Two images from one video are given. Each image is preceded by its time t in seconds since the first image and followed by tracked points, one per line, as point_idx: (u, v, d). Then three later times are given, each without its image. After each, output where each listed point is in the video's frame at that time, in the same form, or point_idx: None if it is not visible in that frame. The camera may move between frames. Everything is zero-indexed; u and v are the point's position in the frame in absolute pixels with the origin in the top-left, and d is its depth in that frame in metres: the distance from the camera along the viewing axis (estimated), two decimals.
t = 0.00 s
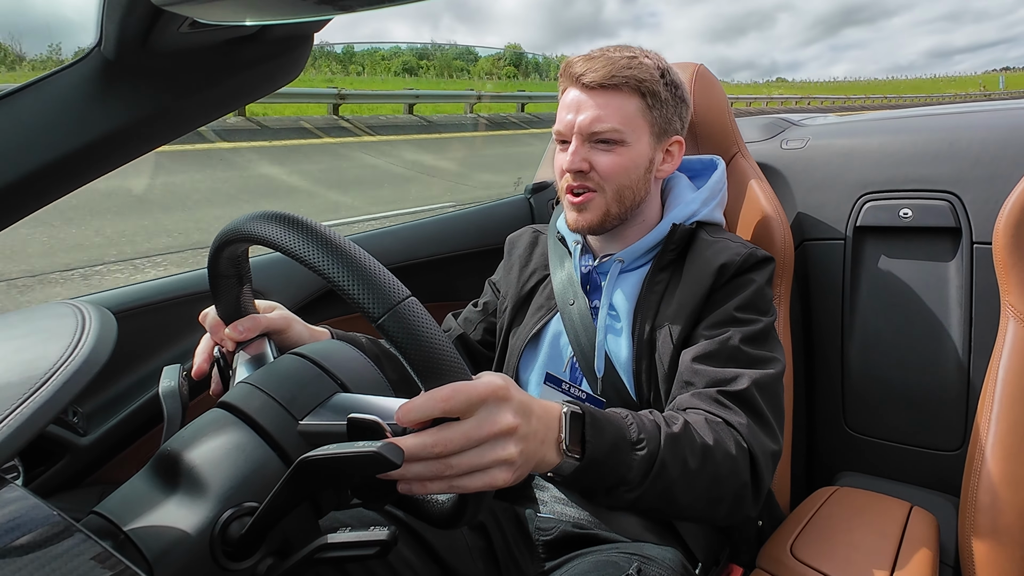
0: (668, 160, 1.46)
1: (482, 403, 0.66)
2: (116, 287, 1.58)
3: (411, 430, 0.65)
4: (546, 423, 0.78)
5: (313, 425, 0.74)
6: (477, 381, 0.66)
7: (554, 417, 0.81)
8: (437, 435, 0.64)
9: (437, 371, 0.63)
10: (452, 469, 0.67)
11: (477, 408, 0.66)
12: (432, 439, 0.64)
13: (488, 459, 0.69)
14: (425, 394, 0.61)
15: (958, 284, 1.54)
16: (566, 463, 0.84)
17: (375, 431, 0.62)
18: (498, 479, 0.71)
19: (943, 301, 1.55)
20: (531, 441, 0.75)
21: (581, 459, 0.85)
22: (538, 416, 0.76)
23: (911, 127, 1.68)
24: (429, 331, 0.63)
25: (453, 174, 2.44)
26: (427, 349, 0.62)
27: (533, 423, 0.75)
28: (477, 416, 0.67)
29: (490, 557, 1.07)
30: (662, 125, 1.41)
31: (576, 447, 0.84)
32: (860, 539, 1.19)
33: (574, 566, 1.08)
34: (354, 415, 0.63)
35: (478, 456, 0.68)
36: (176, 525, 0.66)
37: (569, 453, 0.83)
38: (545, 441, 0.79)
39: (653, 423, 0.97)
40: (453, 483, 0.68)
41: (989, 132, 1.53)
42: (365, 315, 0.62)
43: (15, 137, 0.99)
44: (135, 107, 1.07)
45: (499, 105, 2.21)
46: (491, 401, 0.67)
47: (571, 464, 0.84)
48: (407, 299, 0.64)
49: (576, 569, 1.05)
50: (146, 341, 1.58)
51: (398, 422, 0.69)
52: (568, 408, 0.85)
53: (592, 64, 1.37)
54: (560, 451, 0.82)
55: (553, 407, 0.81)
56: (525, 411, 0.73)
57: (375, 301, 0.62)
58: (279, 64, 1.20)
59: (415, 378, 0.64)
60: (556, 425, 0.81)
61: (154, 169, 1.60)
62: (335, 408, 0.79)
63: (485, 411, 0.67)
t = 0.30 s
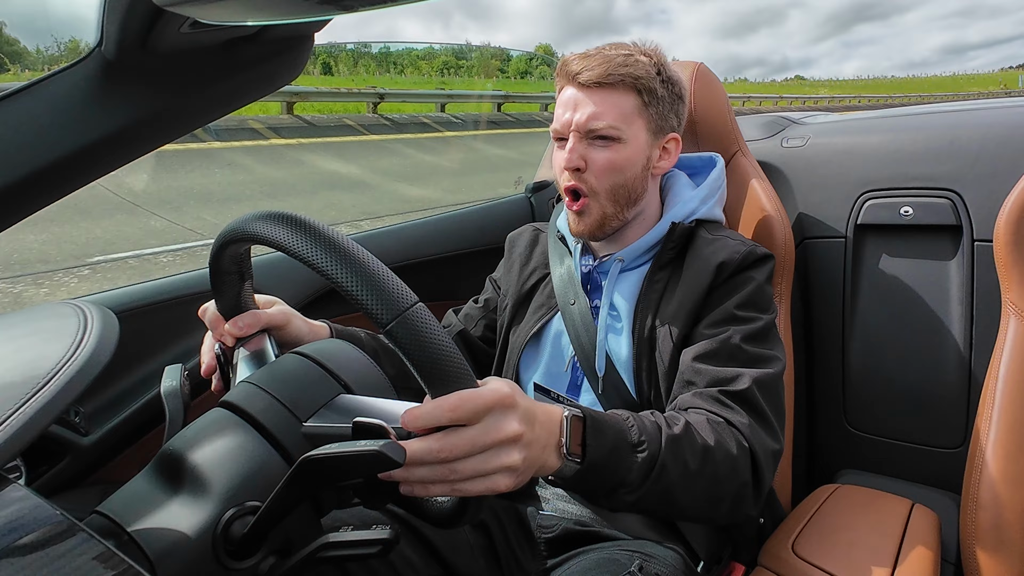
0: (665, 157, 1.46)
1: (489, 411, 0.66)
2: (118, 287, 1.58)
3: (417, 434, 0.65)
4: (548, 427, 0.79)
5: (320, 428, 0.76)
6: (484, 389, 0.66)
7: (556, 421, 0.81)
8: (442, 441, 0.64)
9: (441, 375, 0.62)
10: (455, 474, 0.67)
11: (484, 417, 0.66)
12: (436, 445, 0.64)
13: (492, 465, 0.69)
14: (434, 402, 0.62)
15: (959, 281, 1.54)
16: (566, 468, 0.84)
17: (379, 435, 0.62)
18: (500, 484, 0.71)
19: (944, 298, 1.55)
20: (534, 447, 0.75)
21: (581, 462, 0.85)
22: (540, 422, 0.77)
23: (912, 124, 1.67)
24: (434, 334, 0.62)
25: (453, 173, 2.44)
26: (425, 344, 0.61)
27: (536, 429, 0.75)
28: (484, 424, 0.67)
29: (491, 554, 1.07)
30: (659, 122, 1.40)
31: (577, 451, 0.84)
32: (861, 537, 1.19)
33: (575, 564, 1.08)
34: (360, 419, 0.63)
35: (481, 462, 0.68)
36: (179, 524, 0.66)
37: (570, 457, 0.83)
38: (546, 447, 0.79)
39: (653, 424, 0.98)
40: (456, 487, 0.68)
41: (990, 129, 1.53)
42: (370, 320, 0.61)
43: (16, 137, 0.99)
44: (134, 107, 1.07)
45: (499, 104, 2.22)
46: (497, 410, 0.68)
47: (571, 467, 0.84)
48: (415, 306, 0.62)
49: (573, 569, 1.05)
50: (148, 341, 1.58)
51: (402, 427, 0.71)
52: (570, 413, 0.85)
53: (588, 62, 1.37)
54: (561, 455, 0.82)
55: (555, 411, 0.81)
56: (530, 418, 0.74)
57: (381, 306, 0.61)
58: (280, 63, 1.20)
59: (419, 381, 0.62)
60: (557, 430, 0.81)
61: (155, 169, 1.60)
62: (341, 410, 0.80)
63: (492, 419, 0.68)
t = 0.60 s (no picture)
0: (658, 157, 1.46)
1: (486, 413, 0.66)
2: (112, 287, 1.57)
3: (414, 436, 0.65)
4: (544, 430, 0.78)
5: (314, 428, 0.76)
6: (481, 391, 0.66)
7: (552, 424, 0.81)
8: (439, 443, 0.64)
9: (435, 376, 0.61)
10: (452, 476, 0.67)
11: (481, 420, 0.66)
12: (434, 446, 0.64)
13: (488, 468, 0.69)
14: (430, 402, 0.62)
15: (954, 281, 1.54)
16: (561, 471, 0.84)
17: (375, 437, 0.62)
18: (497, 487, 0.71)
19: (939, 298, 1.56)
20: (530, 449, 0.75)
21: (576, 465, 0.85)
22: (537, 425, 0.77)
23: (907, 125, 1.68)
24: (429, 334, 0.61)
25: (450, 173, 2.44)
26: (417, 343, 0.60)
27: (533, 433, 0.75)
28: (480, 426, 0.67)
29: (487, 555, 1.07)
30: (652, 122, 1.40)
31: (572, 454, 0.84)
32: (857, 536, 1.19)
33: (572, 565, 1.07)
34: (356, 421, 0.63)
35: (478, 465, 0.68)
36: (174, 526, 0.66)
37: (564, 459, 0.83)
38: (542, 450, 0.78)
39: (648, 425, 0.98)
40: (452, 489, 0.68)
41: (985, 130, 1.54)
42: (367, 321, 0.60)
43: (11, 136, 0.98)
44: (129, 106, 1.07)
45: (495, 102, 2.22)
46: (494, 412, 0.68)
47: (566, 470, 0.84)
48: (413, 309, 0.61)
49: (569, 569, 1.05)
50: (143, 342, 1.57)
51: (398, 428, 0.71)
52: (565, 415, 0.85)
53: (582, 62, 1.37)
54: (557, 457, 0.82)
55: (551, 414, 0.81)
56: (527, 421, 0.74)
57: (377, 309, 0.59)
58: (277, 63, 1.20)
59: (414, 381, 0.61)
60: (553, 432, 0.81)
61: (150, 168, 1.59)
62: (337, 411, 0.81)
63: (489, 421, 0.67)
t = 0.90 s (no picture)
0: (661, 161, 1.46)
1: (480, 412, 0.66)
2: (107, 288, 1.57)
3: (407, 436, 0.65)
4: (540, 430, 0.78)
5: (309, 431, 0.76)
6: (474, 391, 0.66)
7: (548, 423, 0.81)
8: (433, 442, 0.64)
9: (435, 380, 0.60)
10: (446, 476, 0.67)
11: (475, 418, 0.66)
12: (428, 446, 0.64)
13: (483, 467, 0.69)
14: (423, 401, 0.62)
15: (949, 287, 1.55)
16: (558, 471, 0.84)
17: (368, 437, 0.62)
18: (492, 487, 0.71)
19: (935, 304, 1.56)
20: (526, 448, 0.75)
21: (573, 463, 0.84)
22: (532, 425, 0.76)
23: (903, 130, 1.68)
24: (428, 339, 0.61)
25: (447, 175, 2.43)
26: (415, 346, 0.59)
27: (528, 432, 0.75)
28: (474, 425, 0.66)
29: (488, 556, 1.07)
30: (654, 127, 1.41)
31: (570, 452, 0.84)
32: (853, 542, 1.19)
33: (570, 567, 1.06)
34: (349, 421, 0.63)
35: (473, 464, 0.68)
36: (167, 529, 0.65)
37: (562, 458, 0.83)
38: (537, 451, 0.78)
39: (645, 423, 0.98)
40: (445, 489, 0.68)
41: (981, 136, 1.55)
42: (363, 324, 0.59)
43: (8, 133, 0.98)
44: (128, 107, 1.06)
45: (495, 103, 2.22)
46: (488, 410, 0.67)
47: (564, 469, 0.84)
48: (406, 308, 0.60)
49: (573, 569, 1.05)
50: (138, 342, 1.57)
51: (392, 430, 0.72)
52: (561, 415, 0.84)
53: (585, 68, 1.37)
54: (554, 456, 0.82)
55: (547, 413, 0.81)
56: (522, 421, 0.74)
57: (371, 309, 0.59)
58: (274, 64, 1.20)
59: (411, 384, 0.61)
60: (549, 431, 0.80)
61: (146, 168, 1.59)
62: (331, 413, 0.80)
63: (482, 420, 0.67)
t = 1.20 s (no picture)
0: (666, 163, 1.46)
1: (475, 407, 0.66)
2: (105, 286, 1.56)
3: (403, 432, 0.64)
4: (538, 426, 0.78)
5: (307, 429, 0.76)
6: (470, 385, 0.65)
7: (546, 420, 0.80)
8: (428, 437, 0.64)
9: (430, 375, 0.61)
10: (443, 471, 0.66)
11: (470, 413, 0.66)
12: (423, 442, 0.63)
13: (479, 462, 0.69)
14: (418, 395, 0.61)
15: (949, 290, 1.55)
16: (556, 466, 0.84)
17: (365, 434, 0.62)
18: (487, 483, 0.70)
19: (934, 307, 1.56)
20: (523, 444, 0.75)
21: (572, 458, 0.84)
22: (529, 421, 0.76)
23: (903, 132, 1.68)
24: (423, 334, 0.61)
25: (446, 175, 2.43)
26: (411, 341, 0.60)
27: (524, 428, 0.75)
28: (469, 420, 0.66)
29: (484, 556, 1.06)
30: (660, 129, 1.41)
31: (569, 449, 0.84)
32: (852, 544, 1.19)
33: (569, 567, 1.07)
34: (345, 419, 0.63)
35: (468, 459, 0.68)
36: (164, 528, 0.65)
37: (560, 454, 0.83)
38: (535, 447, 0.78)
39: (645, 418, 0.98)
40: (442, 485, 0.68)
41: (981, 139, 1.55)
42: (356, 317, 0.60)
43: (9, 130, 0.98)
44: (131, 105, 1.06)
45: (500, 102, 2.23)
46: (483, 406, 0.67)
47: (563, 465, 0.84)
48: (400, 302, 0.61)
49: (572, 570, 1.05)
50: (137, 340, 1.57)
51: (390, 427, 0.72)
52: (559, 411, 0.84)
53: (592, 69, 1.37)
54: (551, 453, 0.82)
55: (545, 410, 0.81)
56: (518, 416, 0.74)
57: (366, 304, 0.60)
58: (275, 64, 1.20)
59: (405, 377, 0.61)
60: (547, 428, 0.80)
61: (146, 166, 1.58)
62: (329, 411, 0.80)
63: (478, 415, 0.67)
